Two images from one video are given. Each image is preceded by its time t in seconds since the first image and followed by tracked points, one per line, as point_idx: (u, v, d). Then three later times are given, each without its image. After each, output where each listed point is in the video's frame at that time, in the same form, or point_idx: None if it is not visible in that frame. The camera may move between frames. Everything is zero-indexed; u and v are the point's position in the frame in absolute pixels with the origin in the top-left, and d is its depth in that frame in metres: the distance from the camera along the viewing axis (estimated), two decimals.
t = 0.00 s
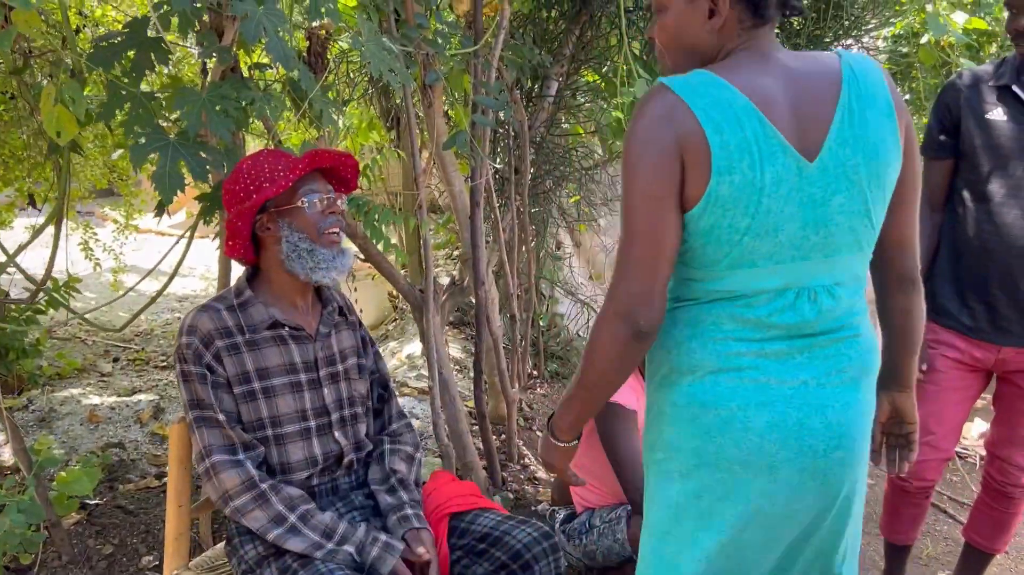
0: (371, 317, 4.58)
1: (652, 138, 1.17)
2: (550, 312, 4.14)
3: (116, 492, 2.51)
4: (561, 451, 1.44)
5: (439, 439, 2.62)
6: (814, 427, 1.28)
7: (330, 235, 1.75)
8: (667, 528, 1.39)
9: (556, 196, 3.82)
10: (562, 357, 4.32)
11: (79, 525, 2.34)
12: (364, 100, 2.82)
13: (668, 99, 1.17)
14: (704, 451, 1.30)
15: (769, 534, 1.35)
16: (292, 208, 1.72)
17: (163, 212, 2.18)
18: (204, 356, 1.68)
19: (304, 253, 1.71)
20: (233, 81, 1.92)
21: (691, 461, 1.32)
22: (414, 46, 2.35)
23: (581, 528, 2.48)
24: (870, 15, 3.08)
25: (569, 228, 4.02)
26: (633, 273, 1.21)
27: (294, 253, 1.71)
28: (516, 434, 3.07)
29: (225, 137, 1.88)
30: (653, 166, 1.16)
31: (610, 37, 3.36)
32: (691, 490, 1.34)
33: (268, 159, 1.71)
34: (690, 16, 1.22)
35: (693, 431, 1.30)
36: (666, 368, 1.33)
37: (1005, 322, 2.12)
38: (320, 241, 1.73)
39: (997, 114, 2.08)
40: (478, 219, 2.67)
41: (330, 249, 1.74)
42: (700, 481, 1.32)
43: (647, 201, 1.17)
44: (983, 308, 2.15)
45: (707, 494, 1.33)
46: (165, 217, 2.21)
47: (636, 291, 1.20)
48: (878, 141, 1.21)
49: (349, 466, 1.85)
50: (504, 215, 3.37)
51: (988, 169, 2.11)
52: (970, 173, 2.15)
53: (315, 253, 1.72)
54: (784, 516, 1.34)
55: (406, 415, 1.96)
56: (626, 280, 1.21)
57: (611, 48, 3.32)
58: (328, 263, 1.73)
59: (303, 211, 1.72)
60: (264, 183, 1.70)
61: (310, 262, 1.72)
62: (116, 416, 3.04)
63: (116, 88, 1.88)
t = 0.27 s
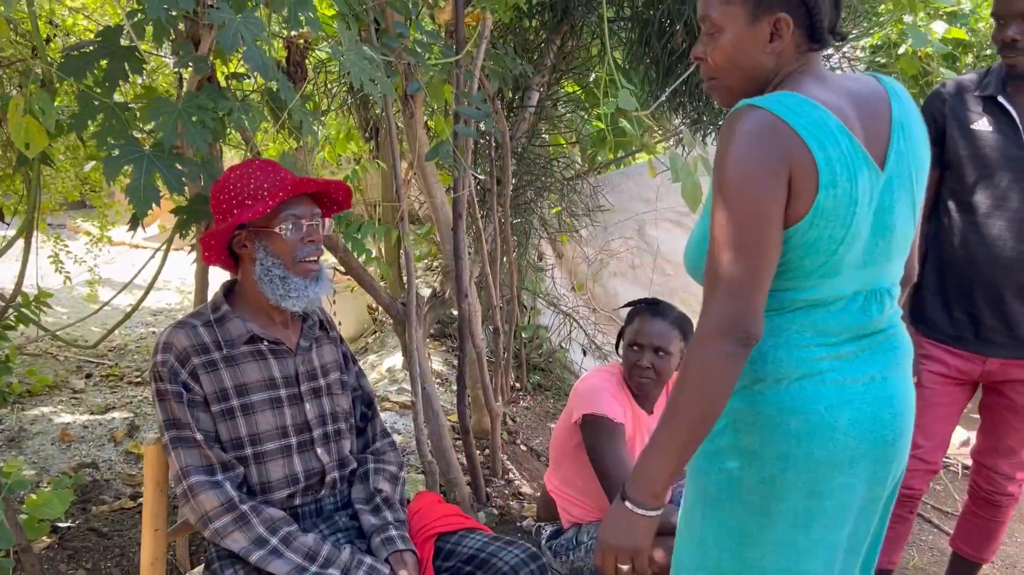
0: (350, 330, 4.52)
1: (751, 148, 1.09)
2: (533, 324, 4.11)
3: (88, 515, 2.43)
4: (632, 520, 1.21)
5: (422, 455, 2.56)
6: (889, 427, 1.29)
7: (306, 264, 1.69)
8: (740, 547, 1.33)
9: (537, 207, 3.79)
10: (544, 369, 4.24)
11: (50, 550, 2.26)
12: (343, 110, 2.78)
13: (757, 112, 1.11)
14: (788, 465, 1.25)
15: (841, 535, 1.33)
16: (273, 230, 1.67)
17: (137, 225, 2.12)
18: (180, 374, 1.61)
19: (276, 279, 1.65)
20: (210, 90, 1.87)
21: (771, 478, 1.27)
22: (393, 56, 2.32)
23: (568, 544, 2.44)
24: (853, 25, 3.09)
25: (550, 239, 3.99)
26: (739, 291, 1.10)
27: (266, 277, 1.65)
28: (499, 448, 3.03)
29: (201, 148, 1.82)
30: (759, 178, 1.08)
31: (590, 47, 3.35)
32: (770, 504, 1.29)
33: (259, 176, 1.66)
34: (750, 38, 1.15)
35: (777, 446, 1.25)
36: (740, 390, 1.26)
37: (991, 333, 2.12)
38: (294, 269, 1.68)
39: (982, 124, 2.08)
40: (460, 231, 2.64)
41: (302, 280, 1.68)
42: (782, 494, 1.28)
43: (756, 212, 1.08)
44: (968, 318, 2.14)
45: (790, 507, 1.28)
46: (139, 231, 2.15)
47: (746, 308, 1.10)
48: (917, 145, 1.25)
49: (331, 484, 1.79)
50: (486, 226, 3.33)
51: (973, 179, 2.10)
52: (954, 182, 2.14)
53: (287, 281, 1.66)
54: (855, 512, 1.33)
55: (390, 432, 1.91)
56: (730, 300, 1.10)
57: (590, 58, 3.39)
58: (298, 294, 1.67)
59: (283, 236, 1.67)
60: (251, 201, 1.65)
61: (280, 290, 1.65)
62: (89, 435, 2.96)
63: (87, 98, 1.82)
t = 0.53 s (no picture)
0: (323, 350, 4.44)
1: (843, 141, 1.06)
2: (509, 342, 4.07)
3: (56, 546, 2.33)
4: (790, 522, 1.16)
5: (405, 478, 2.51)
6: (950, 396, 1.30)
7: (292, 289, 1.64)
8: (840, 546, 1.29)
9: (512, 224, 3.76)
10: (520, 387, 4.19)
11: None
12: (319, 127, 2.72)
13: (832, 106, 1.08)
14: (881, 451, 1.23)
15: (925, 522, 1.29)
16: (259, 252, 1.62)
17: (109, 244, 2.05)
18: (162, 398, 1.57)
19: (259, 303, 1.60)
20: (187, 105, 1.81)
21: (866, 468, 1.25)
22: (373, 71, 2.30)
23: (554, 567, 2.40)
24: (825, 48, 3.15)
25: (526, 255, 3.96)
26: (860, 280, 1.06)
27: (248, 301, 1.60)
28: (481, 468, 2.98)
29: (180, 165, 1.77)
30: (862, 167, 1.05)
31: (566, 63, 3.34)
32: (864, 497, 1.26)
33: (249, 196, 1.62)
34: (794, 40, 1.11)
35: (868, 434, 1.23)
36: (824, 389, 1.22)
37: (974, 347, 2.13)
38: (279, 294, 1.63)
39: (962, 139, 2.08)
40: (440, 249, 2.60)
41: (287, 304, 1.63)
42: (877, 481, 1.25)
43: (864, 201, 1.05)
44: (952, 334, 2.15)
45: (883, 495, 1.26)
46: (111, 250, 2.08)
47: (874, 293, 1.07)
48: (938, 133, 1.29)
49: (318, 511, 1.74)
50: (464, 243, 3.29)
51: (955, 195, 2.11)
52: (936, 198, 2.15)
53: (270, 306, 1.61)
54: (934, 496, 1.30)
55: (377, 458, 1.86)
56: (854, 291, 1.06)
57: (567, 75, 3.37)
58: (281, 320, 1.61)
59: (269, 258, 1.62)
60: (238, 222, 1.61)
61: (262, 314, 1.60)
62: (54, 462, 2.85)
63: (59, 114, 1.75)
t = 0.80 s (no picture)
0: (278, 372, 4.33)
1: (886, 142, 1.12)
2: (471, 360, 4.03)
3: None
4: (826, 513, 1.21)
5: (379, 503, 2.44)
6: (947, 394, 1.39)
7: (272, 310, 1.58)
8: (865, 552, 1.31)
9: (472, 240, 3.72)
10: (481, 406, 4.13)
11: None
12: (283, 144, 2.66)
13: (871, 110, 1.15)
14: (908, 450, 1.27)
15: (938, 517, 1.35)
16: (237, 272, 1.56)
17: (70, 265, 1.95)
18: (138, 425, 1.49)
19: (238, 325, 1.55)
20: (157, 121, 1.75)
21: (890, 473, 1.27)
22: (341, 86, 2.25)
23: None
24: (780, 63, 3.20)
25: (487, 272, 3.94)
26: (901, 276, 1.12)
27: (227, 323, 1.55)
28: (452, 490, 2.93)
29: (152, 183, 1.70)
30: (903, 168, 1.12)
31: (527, 80, 3.34)
32: (889, 501, 1.28)
33: (228, 214, 1.56)
34: (817, 48, 1.17)
35: (893, 437, 1.26)
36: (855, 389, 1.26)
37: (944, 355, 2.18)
38: (258, 315, 1.57)
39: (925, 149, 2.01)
40: (411, 266, 2.56)
41: (266, 327, 1.57)
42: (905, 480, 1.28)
43: (912, 203, 1.11)
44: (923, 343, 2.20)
45: (907, 498, 1.29)
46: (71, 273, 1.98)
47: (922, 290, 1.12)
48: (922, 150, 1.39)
49: (302, 539, 1.68)
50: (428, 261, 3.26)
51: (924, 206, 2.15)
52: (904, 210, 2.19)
53: (249, 328, 1.55)
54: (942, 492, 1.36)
55: (361, 483, 1.81)
56: (898, 287, 1.12)
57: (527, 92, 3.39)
58: (260, 342, 1.56)
59: (248, 279, 1.56)
60: (215, 241, 1.54)
61: (240, 337, 1.55)
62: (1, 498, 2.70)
63: (19, 128, 1.66)
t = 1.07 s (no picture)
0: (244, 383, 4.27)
1: (903, 155, 1.18)
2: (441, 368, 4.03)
3: None
4: (831, 520, 1.26)
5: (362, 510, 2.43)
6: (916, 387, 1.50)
7: (270, 317, 1.57)
8: (857, 550, 1.40)
9: (442, 247, 3.70)
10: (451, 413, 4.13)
11: None
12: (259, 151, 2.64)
13: (890, 120, 1.21)
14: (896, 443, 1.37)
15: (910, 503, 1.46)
16: (234, 279, 1.54)
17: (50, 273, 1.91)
18: (135, 434, 1.48)
19: (236, 333, 1.54)
20: (144, 125, 1.72)
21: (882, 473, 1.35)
22: (321, 92, 2.23)
23: None
24: (748, 68, 3.23)
25: (457, 279, 3.94)
26: (905, 286, 1.19)
27: (225, 331, 1.54)
28: (430, 497, 2.93)
29: (142, 188, 1.67)
30: (916, 179, 1.18)
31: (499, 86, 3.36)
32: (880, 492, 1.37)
33: (224, 221, 1.55)
34: (829, 51, 1.30)
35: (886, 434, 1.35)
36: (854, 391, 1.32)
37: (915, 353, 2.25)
38: (257, 323, 1.56)
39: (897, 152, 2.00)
40: (391, 272, 2.56)
41: (265, 334, 1.56)
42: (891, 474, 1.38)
43: (925, 213, 1.18)
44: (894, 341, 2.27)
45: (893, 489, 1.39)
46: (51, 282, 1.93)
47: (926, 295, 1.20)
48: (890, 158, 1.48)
49: (300, 546, 1.67)
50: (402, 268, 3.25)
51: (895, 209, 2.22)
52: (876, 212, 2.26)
53: (248, 336, 1.54)
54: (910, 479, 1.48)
55: (354, 488, 1.81)
56: (904, 297, 1.19)
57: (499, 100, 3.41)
58: (259, 350, 1.55)
59: (248, 287, 1.55)
60: (214, 249, 1.53)
61: (239, 345, 1.54)
62: None
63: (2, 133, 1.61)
